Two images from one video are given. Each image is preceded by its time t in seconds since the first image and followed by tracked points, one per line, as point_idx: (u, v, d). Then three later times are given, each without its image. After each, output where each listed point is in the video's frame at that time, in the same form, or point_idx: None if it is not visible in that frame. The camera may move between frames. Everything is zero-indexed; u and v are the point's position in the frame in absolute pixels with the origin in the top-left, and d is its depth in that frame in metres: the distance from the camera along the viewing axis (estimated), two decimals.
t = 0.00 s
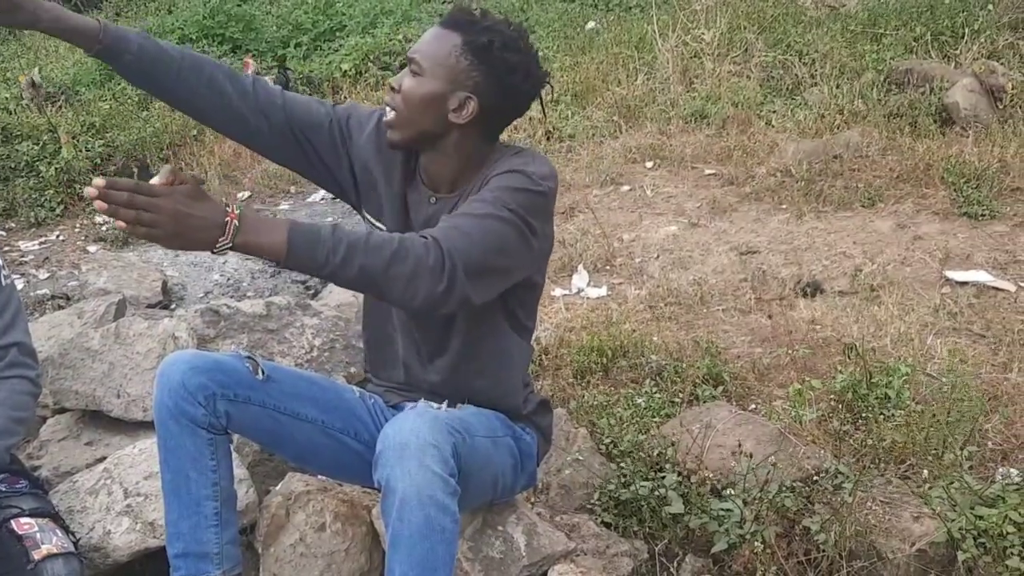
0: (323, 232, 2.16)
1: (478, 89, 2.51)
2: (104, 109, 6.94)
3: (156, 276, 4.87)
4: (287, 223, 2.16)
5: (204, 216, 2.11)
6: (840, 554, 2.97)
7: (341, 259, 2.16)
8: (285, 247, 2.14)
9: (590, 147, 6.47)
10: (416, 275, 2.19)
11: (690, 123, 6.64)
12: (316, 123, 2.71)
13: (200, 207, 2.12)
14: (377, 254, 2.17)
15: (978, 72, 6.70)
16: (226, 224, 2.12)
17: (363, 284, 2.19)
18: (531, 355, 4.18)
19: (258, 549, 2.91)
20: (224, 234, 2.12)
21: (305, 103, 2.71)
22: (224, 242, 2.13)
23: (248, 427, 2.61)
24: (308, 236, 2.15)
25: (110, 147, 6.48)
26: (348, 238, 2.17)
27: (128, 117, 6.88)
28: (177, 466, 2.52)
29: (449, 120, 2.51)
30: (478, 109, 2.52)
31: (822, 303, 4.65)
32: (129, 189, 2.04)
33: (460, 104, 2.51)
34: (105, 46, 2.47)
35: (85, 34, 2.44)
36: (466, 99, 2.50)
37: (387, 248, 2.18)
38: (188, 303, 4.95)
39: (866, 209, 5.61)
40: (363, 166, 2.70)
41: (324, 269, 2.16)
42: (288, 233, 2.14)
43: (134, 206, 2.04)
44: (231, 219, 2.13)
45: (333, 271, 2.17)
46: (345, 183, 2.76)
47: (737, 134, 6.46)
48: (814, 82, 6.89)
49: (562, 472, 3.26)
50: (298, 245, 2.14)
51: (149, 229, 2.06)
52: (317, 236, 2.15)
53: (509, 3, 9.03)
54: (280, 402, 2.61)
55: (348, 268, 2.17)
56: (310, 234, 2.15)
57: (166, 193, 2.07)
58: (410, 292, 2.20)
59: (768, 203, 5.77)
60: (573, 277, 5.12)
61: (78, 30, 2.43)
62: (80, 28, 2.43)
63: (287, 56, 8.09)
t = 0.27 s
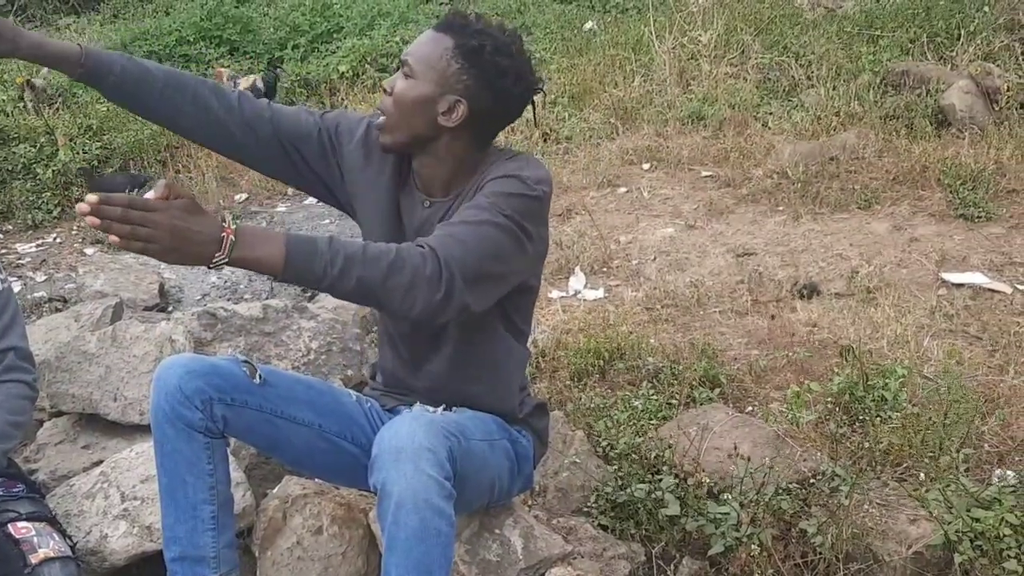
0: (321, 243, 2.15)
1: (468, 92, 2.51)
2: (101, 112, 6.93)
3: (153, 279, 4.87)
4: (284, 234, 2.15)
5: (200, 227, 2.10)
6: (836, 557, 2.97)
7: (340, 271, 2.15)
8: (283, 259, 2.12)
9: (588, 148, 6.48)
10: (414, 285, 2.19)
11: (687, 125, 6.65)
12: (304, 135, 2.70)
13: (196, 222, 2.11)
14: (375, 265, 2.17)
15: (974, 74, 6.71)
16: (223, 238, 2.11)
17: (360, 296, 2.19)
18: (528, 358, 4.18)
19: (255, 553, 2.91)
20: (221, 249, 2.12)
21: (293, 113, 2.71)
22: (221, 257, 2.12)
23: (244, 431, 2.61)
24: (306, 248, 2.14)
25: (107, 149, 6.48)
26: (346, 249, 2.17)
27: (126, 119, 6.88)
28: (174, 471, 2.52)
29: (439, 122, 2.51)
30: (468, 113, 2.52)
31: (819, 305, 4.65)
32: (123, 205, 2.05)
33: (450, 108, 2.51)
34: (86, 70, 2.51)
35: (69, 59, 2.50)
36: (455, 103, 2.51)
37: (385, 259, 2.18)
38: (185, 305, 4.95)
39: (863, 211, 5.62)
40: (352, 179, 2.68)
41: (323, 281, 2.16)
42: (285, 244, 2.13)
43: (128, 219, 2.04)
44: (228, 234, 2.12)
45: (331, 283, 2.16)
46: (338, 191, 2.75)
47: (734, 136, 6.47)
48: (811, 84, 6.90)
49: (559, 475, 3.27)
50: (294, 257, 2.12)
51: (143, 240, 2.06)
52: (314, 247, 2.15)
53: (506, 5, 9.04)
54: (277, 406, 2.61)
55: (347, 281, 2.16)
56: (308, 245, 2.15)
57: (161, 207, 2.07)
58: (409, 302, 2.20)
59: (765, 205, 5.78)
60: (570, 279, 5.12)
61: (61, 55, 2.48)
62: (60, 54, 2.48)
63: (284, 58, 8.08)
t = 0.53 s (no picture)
0: (306, 249, 2.18)
1: (471, 98, 2.51)
2: (99, 115, 6.94)
3: (152, 282, 4.88)
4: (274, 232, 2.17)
5: (185, 219, 2.11)
6: (833, 562, 2.98)
7: (322, 280, 2.18)
8: (268, 260, 2.15)
9: (585, 152, 6.49)
10: (393, 297, 2.22)
11: (684, 128, 6.65)
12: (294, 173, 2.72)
13: (183, 214, 2.11)
14: (357, 276, 2.20)
15: (971, 78, 6.72)
16: (208, 234, 2.13)
17: (342, 304, 2.22)
18: (527, 362, 4.18)
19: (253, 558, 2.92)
20: (204, 243, 2.14)
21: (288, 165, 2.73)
22: (203, 248, 2.15)
23: (243, 436, 2.61)
24: (291, 254, 2.16)
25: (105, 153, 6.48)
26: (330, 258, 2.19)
27: (124, 122, 6.89)
28: (172, 476, 2.53)
29: (440, 128, 2.51)
30: (472, 118, 2.52)
31: (817, 309, 4.66)
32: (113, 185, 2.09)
33: (455, 114, 2.51)
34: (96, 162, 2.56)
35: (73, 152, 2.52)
36: (458, 107, 2.51)
37: (366, 270, 2.21)
38: (183, 309, 4.96)
39: (860, 214, 5.62)
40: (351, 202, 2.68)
41: (305, 287, 2.19)
42: (273, 245, 2.15)
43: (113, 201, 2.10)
44: (215, 228, 2.14)
45: (315, 290, 2.19)
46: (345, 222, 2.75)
47: (731, 139, 6.48)
48: (808, 88, 6.91)
49: (557, 479, 3.28)
50: (280, 263, 2.15)
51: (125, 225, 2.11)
52: (299, 255, 2.17)
53: (504, 8, 9.04)
54: (275, 412, 2.62)
55: (328, 289, 2.19)
56: (294, 250, 2.17)
57: (148, 190, 2.09)
58: (389, 313, 2.23)
59: (762, 208, 5.79)
60: (568, 282, 5.13)
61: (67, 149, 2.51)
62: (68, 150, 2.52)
63: (282, 61, 8.08)
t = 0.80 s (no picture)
0: (303, 312, 2.24)
1: (431, 101, 2.52)
2: (99, 118, 6.94)
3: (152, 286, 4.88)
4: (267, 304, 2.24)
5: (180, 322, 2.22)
6: (837, 564, 2.97)
7: (324, 336, 2.25)
8: (268, 334, 2.23)
9: (586, 154, 6.49)
10: (398, 336, 2.26)
11: (685, 130, 6.65)
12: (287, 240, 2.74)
13: (178, 316, 2.21)
14: (359, 325, 2.24)
15: (971, 79, 6.71)
16: (205, 325, 2.22)
17: (351, 354, 2.27)
18: (527, 365, 4.18)
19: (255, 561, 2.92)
20: (205, 332, 2.24)
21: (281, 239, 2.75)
22: (208, 337, 2.25)
23: (240, 436, 2.60)
24: (289, 320, 2.23)
25: (105, 156, 6.48)
26: (329, 315, 2.25)
27: (124, 126, 6.88)
28: (170, 477, 2.52)
29: (403, 135, 2.51)
30: (434, 122, 2.53)
31: (818, 311, 4.66)
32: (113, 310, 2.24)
33: (417, 118, 2.51)
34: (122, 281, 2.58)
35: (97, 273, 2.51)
36: (418, 111, 2.51)
37: (366, 317, 2.24)
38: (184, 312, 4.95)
39: (861, 216, 5.62)
40: (333, 248, 2.67)
41: (312, 346, 2.25)
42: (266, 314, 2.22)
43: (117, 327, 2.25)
44: (210, 317, 2.22)
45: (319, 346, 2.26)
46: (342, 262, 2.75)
47: (732, 141, 6.48)
48: (808, 90, 6.91)
49: (558, 482, 3.27)
50: (277, 333, 2.22)
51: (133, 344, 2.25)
52: (295, 318, 2.23)
53: (503, 11, 9.04)
54: (273, 413, 2.60)
55: (335, 343, 2.25)
56: (292, 316, 2.23)
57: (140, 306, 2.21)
58: (396, 353, 2.28)
59: (763, 210, 5.79)
60: (569, 285, 5.13)
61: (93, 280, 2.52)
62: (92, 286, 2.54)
63: (282, 64, 8.08)
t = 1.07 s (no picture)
0: (369, 365, 2.27)
1: (405, 110, 2.56)
2: (99, 120, 6.94)
3: (153, 287, 4.88)
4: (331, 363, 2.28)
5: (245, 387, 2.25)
6: (838, 563, 2.97)
7: (395, 386, 2.27)
8: (336, 390, 2.26)
9: (586, 154, 6.50)
10: (463, 373, 2.31)
11: (684, 130, 6.65)
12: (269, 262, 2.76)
13: (247, 392, 2.24)
14: (424, 370, 2.27)
15: (971, 78, 6.71)
16: (277, 391, 2.25)
17: (416, 398, 2.31)
18: (528, 365, 4.19)
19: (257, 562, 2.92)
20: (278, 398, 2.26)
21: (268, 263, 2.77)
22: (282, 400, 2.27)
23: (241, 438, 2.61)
24: (358, 374, 2.26)
25: (105, 158, 6.49)
26: (394, 363, 2.28)
27: (124, 127, 6.89)
28: (172, 479, 2.53)
29: (381, 146, 2.54)
30: (412, 130, 2.57)
31: (819, 310, 4.66)
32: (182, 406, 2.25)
33: (396, 129, 2.55)
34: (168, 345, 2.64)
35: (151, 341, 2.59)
36: (395, 121, 2.55)
37: (431, 361, 2.28)
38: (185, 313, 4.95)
39: (861, 216, 5.62)
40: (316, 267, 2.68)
41: (380, 396, 2.28)
42: (335, 375, 2.26)
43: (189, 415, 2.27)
44: (281, 383, 2.25)
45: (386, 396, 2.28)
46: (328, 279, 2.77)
47: (732, 141, 6.48)
48: (808, 89, 6.91)
49: (560, 482, 3.27)
50: (348, 386, 2.26)
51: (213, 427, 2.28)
52: (363, 372, 2.26)
53: (503, 12, 9.04)
54: (273, 415, 2.60)
55: (402, 391, 2.28)
56: (358, 368, 2.27)
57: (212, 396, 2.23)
58: (461, 389, 2.33)
59: (763, 210, 5.79)
60: (569, 285, 5.14)
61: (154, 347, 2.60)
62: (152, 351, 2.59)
63: (281, 65, 8.09)
